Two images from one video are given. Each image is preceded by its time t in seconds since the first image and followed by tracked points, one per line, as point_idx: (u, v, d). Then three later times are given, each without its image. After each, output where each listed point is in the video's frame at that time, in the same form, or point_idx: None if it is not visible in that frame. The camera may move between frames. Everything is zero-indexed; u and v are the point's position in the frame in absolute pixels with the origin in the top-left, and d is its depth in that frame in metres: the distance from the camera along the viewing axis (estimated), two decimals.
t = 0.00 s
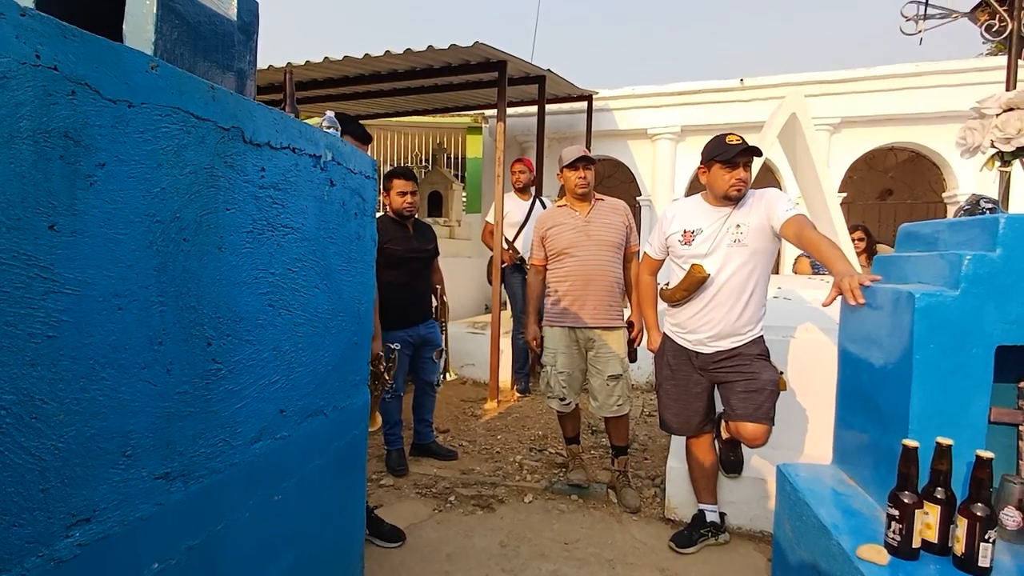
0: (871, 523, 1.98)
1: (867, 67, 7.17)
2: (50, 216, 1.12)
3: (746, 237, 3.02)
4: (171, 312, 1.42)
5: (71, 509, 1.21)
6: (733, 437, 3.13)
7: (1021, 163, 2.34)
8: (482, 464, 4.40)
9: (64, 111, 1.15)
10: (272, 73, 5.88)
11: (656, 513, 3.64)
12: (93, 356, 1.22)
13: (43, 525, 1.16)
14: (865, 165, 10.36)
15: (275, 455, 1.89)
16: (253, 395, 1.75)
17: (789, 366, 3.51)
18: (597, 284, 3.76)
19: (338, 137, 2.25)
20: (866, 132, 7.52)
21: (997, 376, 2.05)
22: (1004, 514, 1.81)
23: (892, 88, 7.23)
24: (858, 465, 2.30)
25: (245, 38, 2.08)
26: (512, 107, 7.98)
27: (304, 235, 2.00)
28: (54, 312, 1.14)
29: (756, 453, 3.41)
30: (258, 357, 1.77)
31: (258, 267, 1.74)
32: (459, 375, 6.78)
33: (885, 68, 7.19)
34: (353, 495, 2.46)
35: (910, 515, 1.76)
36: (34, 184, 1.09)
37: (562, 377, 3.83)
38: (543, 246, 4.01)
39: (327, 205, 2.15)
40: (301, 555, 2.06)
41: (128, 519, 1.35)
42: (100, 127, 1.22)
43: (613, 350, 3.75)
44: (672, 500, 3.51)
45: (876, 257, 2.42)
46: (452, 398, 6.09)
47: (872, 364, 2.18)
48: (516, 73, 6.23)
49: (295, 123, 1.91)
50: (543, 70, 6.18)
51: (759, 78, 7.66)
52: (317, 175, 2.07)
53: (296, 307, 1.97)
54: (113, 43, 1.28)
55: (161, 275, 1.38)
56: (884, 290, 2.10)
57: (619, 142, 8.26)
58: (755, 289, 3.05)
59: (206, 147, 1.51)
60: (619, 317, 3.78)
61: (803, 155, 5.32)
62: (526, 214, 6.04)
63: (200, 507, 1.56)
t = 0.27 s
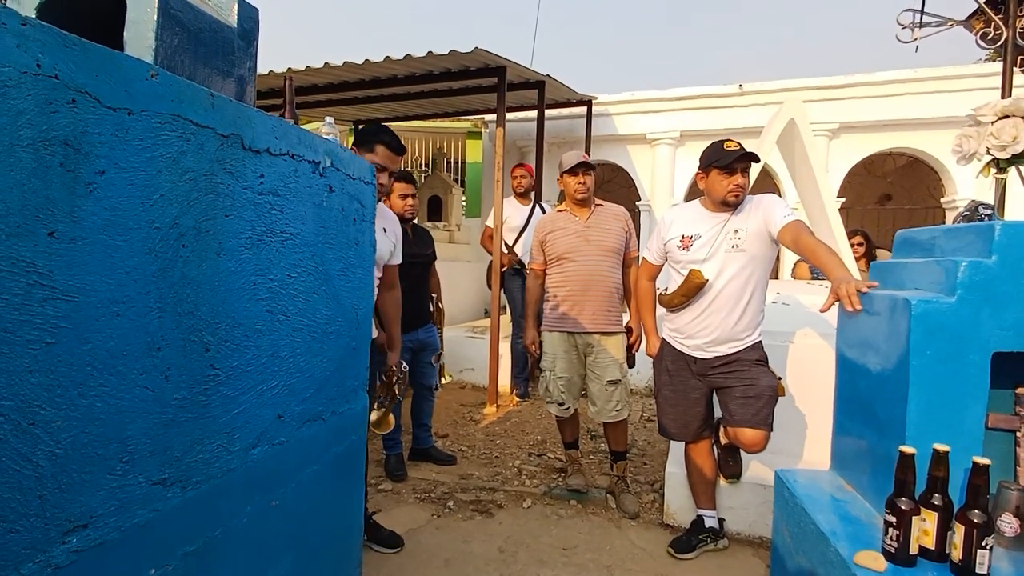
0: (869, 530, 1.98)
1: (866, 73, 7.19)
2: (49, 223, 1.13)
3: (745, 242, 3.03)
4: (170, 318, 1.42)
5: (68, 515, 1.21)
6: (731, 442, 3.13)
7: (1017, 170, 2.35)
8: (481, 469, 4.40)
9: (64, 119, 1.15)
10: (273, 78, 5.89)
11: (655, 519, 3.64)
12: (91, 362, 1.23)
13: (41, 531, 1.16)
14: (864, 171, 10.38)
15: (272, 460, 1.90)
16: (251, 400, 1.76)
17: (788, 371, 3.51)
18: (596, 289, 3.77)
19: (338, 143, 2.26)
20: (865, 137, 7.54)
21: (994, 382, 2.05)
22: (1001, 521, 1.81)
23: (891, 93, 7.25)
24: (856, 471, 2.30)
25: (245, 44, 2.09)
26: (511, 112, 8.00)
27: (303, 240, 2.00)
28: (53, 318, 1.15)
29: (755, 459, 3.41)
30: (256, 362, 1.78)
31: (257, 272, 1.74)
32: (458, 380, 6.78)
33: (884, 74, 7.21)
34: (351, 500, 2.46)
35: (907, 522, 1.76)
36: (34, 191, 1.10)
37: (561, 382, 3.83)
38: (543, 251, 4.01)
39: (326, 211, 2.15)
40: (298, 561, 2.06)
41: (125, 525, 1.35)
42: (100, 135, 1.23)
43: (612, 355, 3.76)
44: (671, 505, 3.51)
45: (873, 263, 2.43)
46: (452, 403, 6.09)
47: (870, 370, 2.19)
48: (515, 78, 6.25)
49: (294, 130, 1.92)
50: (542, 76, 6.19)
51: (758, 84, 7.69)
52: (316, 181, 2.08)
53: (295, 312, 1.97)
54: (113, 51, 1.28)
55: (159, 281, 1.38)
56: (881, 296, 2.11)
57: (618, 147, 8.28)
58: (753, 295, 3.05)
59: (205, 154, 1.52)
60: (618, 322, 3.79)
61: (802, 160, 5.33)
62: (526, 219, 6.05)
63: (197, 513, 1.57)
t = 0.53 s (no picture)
0: (868, 532, 1.97)
1: (865, 75, 7.19)
2: (44, 223, 1.13)
3: (743, 244, 3.03)
4: (166, 319, 1.42)
5: (61, 516, 1.21)
6: (730, 444, 3.12)
7: (1015, 171, 2.34)
8: (480, 470, 4.39)
9: (59, 120, 1.15)
10: (272, 79, 5.89)
11: (654, 520, 3.63)
12: (86, 362, 1.22)
13: (34, 532, 1.16)
14: (864, 172, 10.38)
15: (269, 461, 1.89)
16: (247, 401, 1.75)
17: (786, 373, 3.51)
18: (595, 290, 3.76)
19: (335, 144, 2.26)
20: (864, 139, 7.54)
21: (992, 384, 2.05)
22: (999, 523, 1.80)
23: (891, 95, 7.24)
24: (855, 473, 2.29)
25: (243, 45, 2.08)
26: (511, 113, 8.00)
27: (300, 241, 2.00)
28: (47, 318, 1.14)
29: (754, 460, 3.40)
30: (253, 363, 1.77)
31: (254, 273, 1.74)
32: (457, 381, 6.77)
33: (883, 75, 7.21)
34: (348, 502, 2.46)
35: (905, 524, 1.76)
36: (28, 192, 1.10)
37: (560, 384, 3.82)
38: (542, 253, 4.01)
39: (324, 212, 2.15)
40: (295, 563, 2.06)
41: (120, 526, 1.34)
42: (95, 135, 1.23)
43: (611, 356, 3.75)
44: (670, 507, 3.50)
45: (871, 265, 2.43)
46: (451, 404, 6.09)
47: (868, 371, 2.18)
48: (515, 80, 6.25)
49: (292, 130, 1.91)
50: (542, 77, 6.19)
51: (757, 86, 7.69)
52: (313, 182, 2.07)
53: (292, 313, 1.97)
54: (109, 52, 1.28)
55: (155, 282, 1.38)
56: (880, 298, 2.11)
57: (618, 148, 8.28)
58: (752, 296, 3.05)
59: (202, 155, 1.51)
60: (617, 324, 3.78)
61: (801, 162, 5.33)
62: (526, 221, 6.04)
63: (193, 514, 1.56)
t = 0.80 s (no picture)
0: (869, 540, 1.96)
1: (864, 80, 7.20)
2: (39, 230, 1.12)
3: (744, 249, 3.02)
4: (162, 326, 1.41)
5: (55, 526, 1.20)
6: (731, 450, 3.11)
7: (1015, 177, 2.34)
8: (479, 476, 4.38)
9: (55, 126, 1.14)
10: (272, 83, 5.89)
11: (655, 526, 3.62)
12: (81, 371, 1.21)
13: (28, 543, 1.15)
14: (864, 177, 10.39)
15: (266, 469, 1.88)
16: (245, 409, 1.74)
17: (787, 378, 3.50)
18: (595, 295, 3.76)
19: (334, 149, 2.25)
20: (864, 143, 7.54)
21: (994, 391, 2.04)
22: (1002, 531, 1.78)
23: (890, 100, 7.25)
24: (856, 479, 2.28)
25: (243, 50, 2.08)
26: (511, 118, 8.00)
27: (299, 247, 1.99)
28: (42, 326, 1.13)
29: (755, 466, 3.39)
30: (251, 370, 1.76)
31: (252, 279, 1.73)
32: (457, 385, 6.76)
33: (883, 80, 7.21)
34: (347, 508, 2.44)
35: (907, 533, 1.74)
36: (24, 199, 1.09)
37: (560, 389, 3.81)
38: (542, 257, 4.00)
39: (323, 218, 2.14)
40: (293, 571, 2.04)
41: (115, 535, 1.33)
42: (92, 142, 1.22)
43: (611, 361, 3.74)
44: (670, 513, 3.48)
45: (871, 271, 2.42)
46: (451, 409, 6.07)
47: (869, 377, 2.17)
48: (515, 84, 6.25)
49: (290, 136, 1.91)
50: (542, 82, 6.20)
51: (757, 90, 7.69)
52: (312, 187, 2.07)
53: (290, 319, 1.96)
54: (106, 57, 1.28)
55: (152, 289, 1.37)
56: (881, 304, 2.10)
57: (617, 153, 8.28)
58: (752, 301, 3.04)
59: (200, 161, 1.51)
60: (617, 329, 3.77)
61: (801, 166, 5.32)
62: (526, 225, 6.04)
63: (189, 522, 1.55)
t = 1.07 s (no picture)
0: (869, 548, 1.95)
1: (863, 86, 7.21)
2: (37, 238, 1.12)
3: (742, 255, 3.02)
4: (160, 333, 1.41)
5: (50, 535, 1.19)
6: (730, 457, 3.10)
7: (1013, 185, 2.34)
8: (478, 482, 4.37)
9: (53, 135, 1.14)
10: (272, 89, 5.91)
11: (654, 533, 3.61)
12: (78, 378, 1.21)
13: (22, 552, 1.14)
14: (863, 182, 10.40)
15: (264, 476, 1.87)
16: (242, 416, 1.74)
17: (786, 384, 3.49)
18: (595, 302, 3.75)
19: (333, 156, 2.25)
20: (863, 149, 7.55)
21: (993, 398, 2.03)
22: (1001, 539, 1.76)
23: (889, 106, 7.26)
24: (855, 487, 2.27)
25: (243, 57, 2.08)
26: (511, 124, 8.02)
27: (297, 254, 1.99)
28: (38, 334, 1.13)
29: (755, 473, 3.38)
30: (248, 377, 1.76)
31: (250, 286, 1.73)
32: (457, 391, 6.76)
33: (881, 86, 7.22)
34: (344, 515, 2.44)
35: (906, 541, 1.73)
36: (22, 207, 1.09)
37: (559, 395, 3.80)
38: (541, 263, 4.00)
39: (321, 224, 2.14)
40: None
41: (111, 544, 1.33)
42: (90, 150, 1.22)
43: (610, 367, 3.74)
44: (669, 520, 3.47)
45: (870, 278, 2.42)
46: (450, 414, 6.06)
47: (868, 384, 2.17)
48: (515, 90, 6.26)
49: (289, 143, 1.91)
50: (542, 88, 6.21)
51: (756, 96, 7.71)
52: (311, 194, 2.07)
53: (288, 326, 1.96)
54: (105, 66, 1.28)
55: (149, 296, 1.37)
56: (879, 311, 2.10)
57: (617, 159, 8.29)
58: (751, 308, 3.04)
59: (198, 168, 1.51)
60: (616, 335, 3.77)
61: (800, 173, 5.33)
62: (525, 230, 6.04)
63: (186, 530, 1.54)
